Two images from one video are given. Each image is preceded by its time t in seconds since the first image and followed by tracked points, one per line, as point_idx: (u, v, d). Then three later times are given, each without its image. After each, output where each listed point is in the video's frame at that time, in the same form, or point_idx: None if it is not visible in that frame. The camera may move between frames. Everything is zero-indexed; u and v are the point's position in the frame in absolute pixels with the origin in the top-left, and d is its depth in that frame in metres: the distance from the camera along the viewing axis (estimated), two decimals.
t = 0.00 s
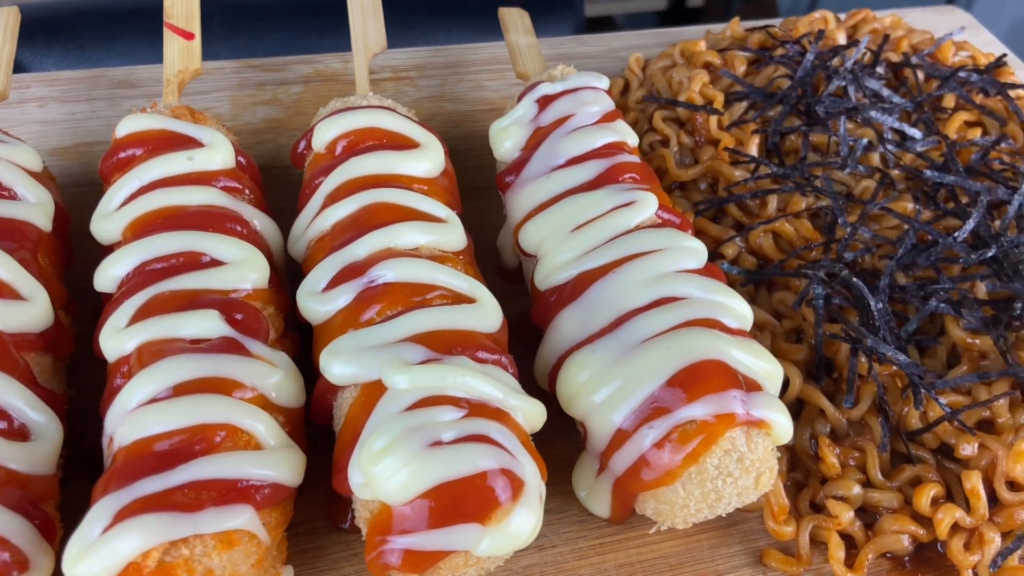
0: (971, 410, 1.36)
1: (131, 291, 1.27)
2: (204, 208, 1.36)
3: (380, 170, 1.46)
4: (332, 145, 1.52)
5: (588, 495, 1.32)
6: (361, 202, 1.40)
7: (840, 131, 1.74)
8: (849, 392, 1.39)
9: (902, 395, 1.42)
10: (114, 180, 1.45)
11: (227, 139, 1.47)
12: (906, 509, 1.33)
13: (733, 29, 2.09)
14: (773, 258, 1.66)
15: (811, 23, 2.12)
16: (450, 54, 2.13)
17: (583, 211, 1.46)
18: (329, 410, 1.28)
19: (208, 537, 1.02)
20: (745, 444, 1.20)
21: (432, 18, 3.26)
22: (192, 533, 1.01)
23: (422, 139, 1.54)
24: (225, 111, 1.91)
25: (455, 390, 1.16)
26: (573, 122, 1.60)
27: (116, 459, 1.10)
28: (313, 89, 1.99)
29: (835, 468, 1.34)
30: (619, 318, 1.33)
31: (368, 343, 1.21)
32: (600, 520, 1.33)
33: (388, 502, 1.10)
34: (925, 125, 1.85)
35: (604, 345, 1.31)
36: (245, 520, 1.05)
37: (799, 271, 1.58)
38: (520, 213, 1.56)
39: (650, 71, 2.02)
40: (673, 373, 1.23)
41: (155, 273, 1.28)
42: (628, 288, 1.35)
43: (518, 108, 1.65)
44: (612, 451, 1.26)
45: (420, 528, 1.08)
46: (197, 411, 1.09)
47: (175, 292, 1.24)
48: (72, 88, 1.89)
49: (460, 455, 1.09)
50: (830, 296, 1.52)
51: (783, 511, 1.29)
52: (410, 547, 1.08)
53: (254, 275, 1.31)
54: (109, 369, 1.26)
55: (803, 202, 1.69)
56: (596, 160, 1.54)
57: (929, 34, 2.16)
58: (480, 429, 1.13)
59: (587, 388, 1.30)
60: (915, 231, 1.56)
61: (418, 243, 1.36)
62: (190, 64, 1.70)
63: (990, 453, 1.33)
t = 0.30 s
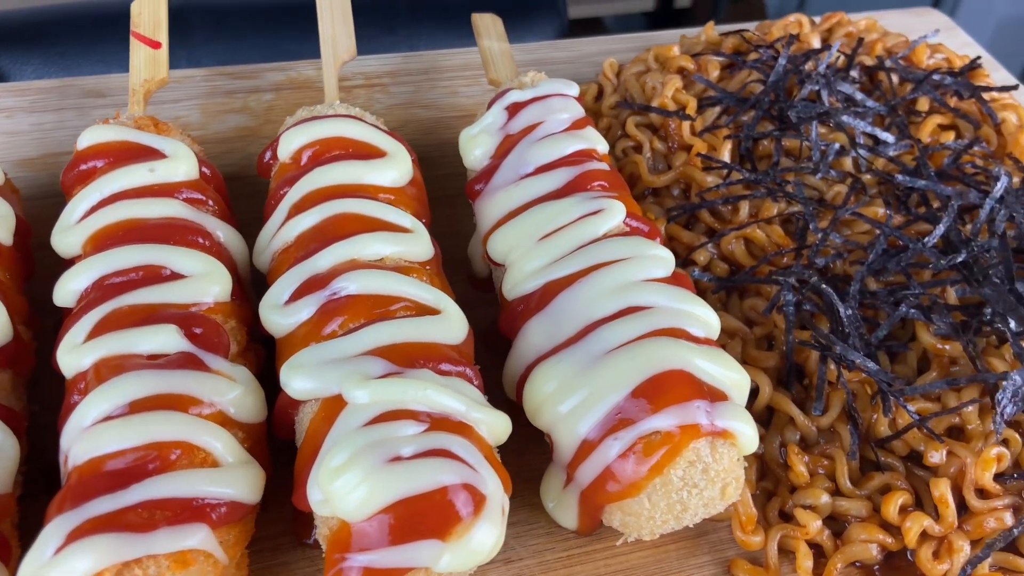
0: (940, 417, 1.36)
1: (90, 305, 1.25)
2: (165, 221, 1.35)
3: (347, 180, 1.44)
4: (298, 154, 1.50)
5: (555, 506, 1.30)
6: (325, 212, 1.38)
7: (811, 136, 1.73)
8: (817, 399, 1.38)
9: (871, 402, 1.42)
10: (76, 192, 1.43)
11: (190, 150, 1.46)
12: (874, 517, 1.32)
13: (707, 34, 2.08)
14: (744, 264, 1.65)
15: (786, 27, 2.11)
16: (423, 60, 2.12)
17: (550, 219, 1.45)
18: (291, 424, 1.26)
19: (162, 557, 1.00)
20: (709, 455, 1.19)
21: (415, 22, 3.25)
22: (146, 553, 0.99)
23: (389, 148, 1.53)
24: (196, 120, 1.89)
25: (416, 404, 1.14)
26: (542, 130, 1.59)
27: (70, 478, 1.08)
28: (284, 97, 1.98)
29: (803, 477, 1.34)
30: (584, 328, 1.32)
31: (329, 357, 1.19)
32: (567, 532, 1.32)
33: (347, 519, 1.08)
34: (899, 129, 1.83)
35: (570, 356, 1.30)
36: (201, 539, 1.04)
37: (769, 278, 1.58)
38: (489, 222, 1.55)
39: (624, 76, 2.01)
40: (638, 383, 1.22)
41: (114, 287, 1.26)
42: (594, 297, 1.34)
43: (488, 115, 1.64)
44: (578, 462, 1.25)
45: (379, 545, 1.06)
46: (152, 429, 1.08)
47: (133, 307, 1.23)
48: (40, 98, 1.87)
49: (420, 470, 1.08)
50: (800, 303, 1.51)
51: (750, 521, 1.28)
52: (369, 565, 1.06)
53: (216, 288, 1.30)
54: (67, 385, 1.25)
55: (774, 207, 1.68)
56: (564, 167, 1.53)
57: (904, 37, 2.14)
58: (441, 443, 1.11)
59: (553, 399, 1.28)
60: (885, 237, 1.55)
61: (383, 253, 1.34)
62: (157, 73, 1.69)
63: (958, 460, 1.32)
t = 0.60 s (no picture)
0: (907, 421, 1.34)
1: (44, 317, 1.23)
2: (123, 230, 1.33)
3: (310, 186, 1.42)
4: (260, 161, 1.48)
5: (521, 515, 1.29)
6: (286, 220, 1.36)
7: (782, 137, 1.72)
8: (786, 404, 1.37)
9: (840, 406, 1.40)
10: (34, 201, 1.41)
11: (150, 158, 1.44)
12: (842, 522, 1.31)
13: (681, 35, 2.07)
14: (715, 267, 1.65)
15: (760, 28, 2.09)
16: (396, 64, 2.10)
17: (516, 224, 1.44)
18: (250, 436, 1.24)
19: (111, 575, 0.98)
20: (673, 462, 1.18)
21: (396, 22, 3.20)
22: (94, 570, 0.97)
23: (353, 153, 1.51)
24: (163, 126, 1.87)
25: (374, 415, 1.13)
26: (509, 134, 1.57)
27: (20, 494, 1.06)
28: (254, 102, 1.96)
29: (770, 483, 1.33)
30: (548, 335, 1.30)
31: (286, 367, 1.17)
32: (533, 541, 1.30)
33: (303, 533, 1.07)
34: (871, 129, 1.84)
35: (533, 363, 1.28)
36: (152, 555, 1.02)
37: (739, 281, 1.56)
38: (456, 227, 1.53)
39: (597, 79, 1.99)
40: (601, 391, 1.21)
41: (69, 298, 1.24)
42: (558, 304, 1.32)
43: (455, 120, 1.63)
44: (542, 471, 1.24)
45: (335, 560, 1.04)
46: (103, 443, 1.06)
47: (88, 319, 1.21)
48: (5, 105, 1.85)
49: (375, 482, 1.06)
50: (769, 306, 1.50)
51: (717, 528, 1.27)
52: None
53: (174, 299, 1.28)
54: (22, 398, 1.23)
55: (745, 210, 1.67)
56: (531, 172, 1.51)
57: (878, 38, 2.13)
58: (398, 454, 1.10)
59: (516, 407, 1.27)
60: (856, 238, 1.54)
61: (345, 261, 1.32)
62: (120, 80, 1.67)
63: (926, 464, 1.31)
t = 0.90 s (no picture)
0: (872, 424, 1.34)
1: None
2: (82, 241, 1.31)
3: (272, 194, 1.40)
4: (223, 169, 1.47)
5: (486, 524, 1.28)
6: (247, 229, 1.34)
7: (751, 140, 1.72)
8: (752, 408, 1.37)
9: (806, 410, 1.40)
10: None
11: (110, 168, 1.43)
12: (807, 527, 1.31)
13: (653, 38, 2.07)
14: (684, 271, 1.64)
15: (732, 29, 2.09)
16: (368, 68, 2.09)
17: (481, 231, 1.43)
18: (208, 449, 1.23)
19: None
20: (634, 470, 1.17)
21: (377, 24, 3.17)
22: None
23: (317, 160, 1.49)
24: (130, 133, 1.85)
25: (331, 426, 1.12)
26: (476, 140, 1.57)
27: None
28: (223, 108, 1.94)
29: (736, 488, 1.32)
30: (511, 343, 1.30)
31: (243, 379, 1.16)
32: (498, 550, 1.30)
33: (259, 547, 1.06)
34: (842, 131, 1.84)
35: (496, 371, 1.28)
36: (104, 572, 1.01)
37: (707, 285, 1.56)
38: (422, 233, 1.52)
39: (569, 82, 1.99)
40: (562, 398, 1.20)
41: (25, 310, 1.22)
42: (521, 311, 1.31)
43: (422, 125, 1.62)
44: (504, 479, 1.23)
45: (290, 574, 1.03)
46: (55, 459, 1.05)
47: (43, 332, 1.19)
48: None
49: (331, 494, 1.05)
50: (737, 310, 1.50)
51: (682, 534, 1.26)
52: None
53: (133, 310, 1.27)
54: None
55: (714, 213, 1.67)
56: (497, 178, 1.51)
57: (850, 38, 2.13)
58: (355, 466, 1.09)
59: (478, 416, 1.26)
60: (823, 241, 1.53)
61: (307, 270, 1.31)
62: (84, 88, 1.65)
63: (891, 468, 1.31)
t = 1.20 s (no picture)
0: (837, 425, 1.33)
1: None
2: (33, 248, 1.29)
3: (228, 198, 1.38)
4: (180, 173, 1.44)
5: (447, 532, 1.26)
6: (202, 234, 1.32)
7: (720, 139, 1.71)
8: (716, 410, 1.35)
9: (771, 412, 1.38)
10: None
11: (64, 173, 1.41)
12: (772, 530, 1.30)
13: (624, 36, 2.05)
14: (652, 272, 1.63)
15: (704, 28, 2.07)
16: (337, 69, 2.07)
17: (442, 234, 1.41)
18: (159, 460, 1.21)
19: None
20: (593, 476, 1.15)
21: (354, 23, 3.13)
22: None
23: (276, 163, 1.47)
24: (93, 137, 1.83)
25: (282, 436, 1.10)
26: (439, 141, 1.55)
27: None
28: (188, 111, 1.92)
29: (700, 492, 1.31)
30: (471, 348, 1.28)
31: (193, 388, 1.14)
32: (459, 557, 1.28)
33: (207, 560, 1.04)
34: (812, 129, 1.82)
35: (454, 376, 1.26)
36: None
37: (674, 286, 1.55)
38: (384, 236, 1.50)
39: (539, 81, 1.97)
40: (520, 404, 1.18)
41: None
42: (481, 315, 1.29)
43: (385, 127, 1.60)
44: (463, 486, 1.21)
45: None
46: None
47: None
48: None
49: (280, 506, 1.03)
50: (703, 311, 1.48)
51: (645, 539, 1.25)
52: None
53: (84, 318, 1.24)
54: None
55: (681, 213, 1.66)
56: (459, 180, 1.49)
57: (822, 36, 2.11)
58: (306, 476, 1.07)
59: (437, 422, 1.24)
60: (791, 241, 1.52)
61: (262, 275, 1.29)
62: (41, 91, 1.63)
63: (856, 469, 1.30)
